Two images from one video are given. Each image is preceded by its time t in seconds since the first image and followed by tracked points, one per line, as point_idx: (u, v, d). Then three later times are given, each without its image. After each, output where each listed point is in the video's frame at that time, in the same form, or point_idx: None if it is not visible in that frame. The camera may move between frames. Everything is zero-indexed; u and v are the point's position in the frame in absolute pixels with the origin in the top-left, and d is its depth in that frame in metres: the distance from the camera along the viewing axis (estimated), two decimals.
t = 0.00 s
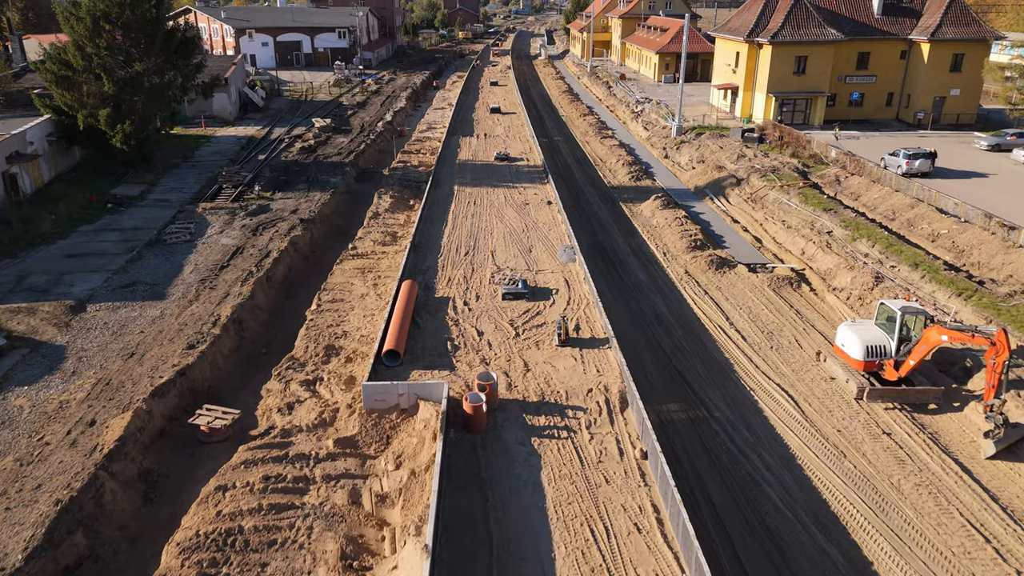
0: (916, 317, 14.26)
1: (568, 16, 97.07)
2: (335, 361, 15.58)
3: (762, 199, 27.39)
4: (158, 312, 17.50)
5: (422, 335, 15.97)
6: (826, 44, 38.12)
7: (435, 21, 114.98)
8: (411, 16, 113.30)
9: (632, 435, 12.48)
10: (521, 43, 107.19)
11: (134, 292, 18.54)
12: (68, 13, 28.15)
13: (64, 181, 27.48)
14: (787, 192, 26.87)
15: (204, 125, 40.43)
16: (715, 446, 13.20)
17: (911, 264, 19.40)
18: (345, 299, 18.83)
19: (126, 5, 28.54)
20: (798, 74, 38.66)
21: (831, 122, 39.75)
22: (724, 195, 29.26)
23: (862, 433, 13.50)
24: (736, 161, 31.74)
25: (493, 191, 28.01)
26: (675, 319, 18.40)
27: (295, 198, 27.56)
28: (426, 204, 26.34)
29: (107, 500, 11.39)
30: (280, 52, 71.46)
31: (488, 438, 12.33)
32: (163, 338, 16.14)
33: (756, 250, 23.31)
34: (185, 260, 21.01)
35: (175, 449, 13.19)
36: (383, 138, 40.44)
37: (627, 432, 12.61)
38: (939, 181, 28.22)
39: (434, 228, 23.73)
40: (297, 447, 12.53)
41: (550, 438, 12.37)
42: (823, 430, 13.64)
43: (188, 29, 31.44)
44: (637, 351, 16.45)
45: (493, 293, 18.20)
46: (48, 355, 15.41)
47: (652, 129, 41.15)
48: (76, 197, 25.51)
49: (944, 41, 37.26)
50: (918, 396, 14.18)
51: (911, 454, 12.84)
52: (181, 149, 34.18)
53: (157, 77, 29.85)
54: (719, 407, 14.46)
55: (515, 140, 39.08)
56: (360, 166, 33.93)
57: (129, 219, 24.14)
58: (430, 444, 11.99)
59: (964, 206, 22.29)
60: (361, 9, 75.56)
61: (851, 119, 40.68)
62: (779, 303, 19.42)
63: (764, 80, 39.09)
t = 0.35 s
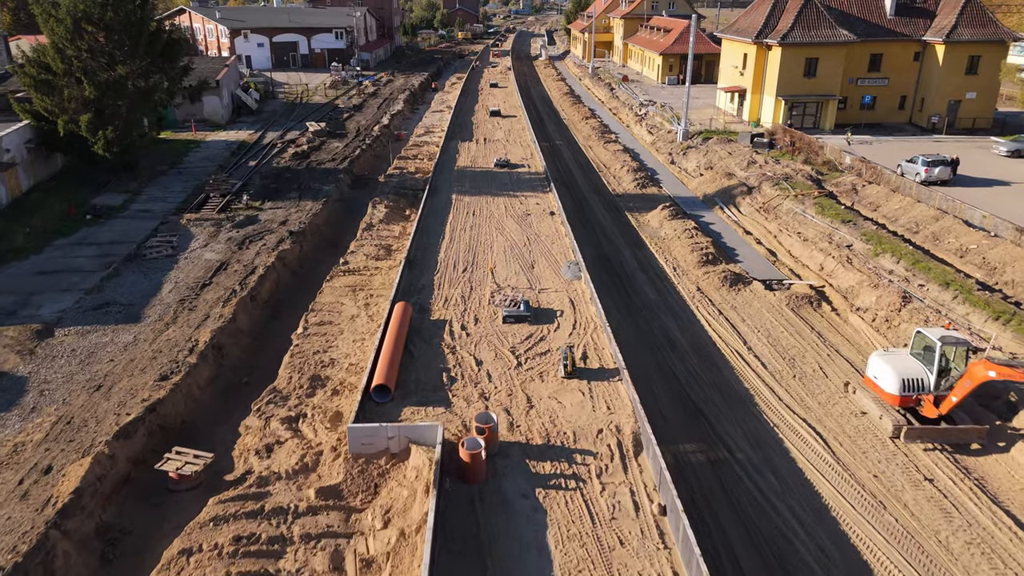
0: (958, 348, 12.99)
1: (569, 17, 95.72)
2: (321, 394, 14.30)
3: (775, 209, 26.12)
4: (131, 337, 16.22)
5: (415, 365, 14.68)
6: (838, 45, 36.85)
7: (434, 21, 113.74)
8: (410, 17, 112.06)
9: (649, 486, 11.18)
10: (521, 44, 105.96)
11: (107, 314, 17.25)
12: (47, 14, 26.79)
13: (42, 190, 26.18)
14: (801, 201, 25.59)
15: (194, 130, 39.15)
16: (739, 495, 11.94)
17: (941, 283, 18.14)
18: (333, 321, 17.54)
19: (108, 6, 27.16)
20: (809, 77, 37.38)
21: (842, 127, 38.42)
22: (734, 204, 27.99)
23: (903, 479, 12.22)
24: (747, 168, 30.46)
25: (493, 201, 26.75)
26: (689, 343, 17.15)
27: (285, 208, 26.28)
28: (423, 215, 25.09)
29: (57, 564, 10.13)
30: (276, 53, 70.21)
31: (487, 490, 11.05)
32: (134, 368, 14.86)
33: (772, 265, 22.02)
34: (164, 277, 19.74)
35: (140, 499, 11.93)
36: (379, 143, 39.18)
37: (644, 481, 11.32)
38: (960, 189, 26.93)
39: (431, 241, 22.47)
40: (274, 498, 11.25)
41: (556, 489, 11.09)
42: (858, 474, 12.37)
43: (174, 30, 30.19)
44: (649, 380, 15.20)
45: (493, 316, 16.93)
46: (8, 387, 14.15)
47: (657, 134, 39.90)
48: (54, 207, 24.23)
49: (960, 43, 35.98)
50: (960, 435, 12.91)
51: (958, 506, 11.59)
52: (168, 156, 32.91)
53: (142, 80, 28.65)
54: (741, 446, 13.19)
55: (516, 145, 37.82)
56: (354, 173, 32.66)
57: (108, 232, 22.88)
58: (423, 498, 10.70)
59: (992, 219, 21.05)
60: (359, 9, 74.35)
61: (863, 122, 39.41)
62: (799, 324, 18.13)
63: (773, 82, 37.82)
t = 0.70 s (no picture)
0: (1009, 386, 11.73)
1: (570, 17, 94.39)
2: (303, 434, 12.99)
3: (789, 220, 24.83)
4: (99, 366, 14.94)
5: (407, 400, 13.40)
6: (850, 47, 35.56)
7: (433, 22, 112.34)
8: (408, 17, 110.73)
9: (671, 550, 9.89)
10: (522, 44, 104.59)
11: (75, 340, 15.97)
12: (23, 15, 25.47)
13: (19, 200, 24.90)
14: (817, 212, 24.28)
15: (183, 134, 37.87)
16: (770, 556, 10.66)
17: (976, 305, 16.91)
18: (321, 347, 16.24)
19: (88, 6, 25.90)
20: (820, 80, 36.08)
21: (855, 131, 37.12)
22: (746, 214, 26.68)
23: (952, 537, 10.96)
24: (758, 176, 29.19)
25: (493, 211, 25.48)
26: (704, 370, 15.85)
27: (274, 219, 24.98)
28: (420, 226, 23.80)
29: None
30: (272, 54, 68.89)
31: (486, 555, 9.76)
32: (99, 404, 13.57)
33: (789, 281, 20.72)
34: (141, 296, 18.44)
35: (97, 559, 10.65)
36: (375, 148, 37.85)
37: (664, 543, 10.03)
38: (984, 199, 25.65)
39: (427, 256, 21.16)
40: (245, 563, 9.97)
41: (565, 553, 9.79)
42: (901, 530, 11.10)
43: (158, 31, 28.94)
44: (664, 414, 13.91)
45: (494, 341, 15.62)
46: None
47: (663, 138, 38.60)
48: (29, 219, 22.96)
49: (977, 44, 34.69)
50: (1013, 484, 11.66)
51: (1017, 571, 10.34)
52: (155, 162, 31.64)
53: (125, 83, 27.38)
54: (768, 495, 11.92)
55: (517, 150, 36.54)
56: (349, 180, 31.37)
57: (84, 246, 21.59)
58: (413, 567, 9.41)
59: None
60: (357, 9, 73.06)
61: (875, 126, 38.13)
62: (823, 349, 16.83)
63: (783, 85, 36.53)
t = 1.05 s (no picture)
0: None
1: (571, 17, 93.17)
2: (281, 483, 11.67)
3: (805, 232, 23.51)
4: (61, 402, 13.65)
5: (398, 444, 12.08)
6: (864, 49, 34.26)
7: (432, 22, 110.91)
8: (407, 18, 109.31)
9: None
10: (522, 45, 103.27)
11: (36, 372, 14.66)
12: None
13: None
14: (836, 224, 22.97)
15: (172, 138, 36.55)
16: None
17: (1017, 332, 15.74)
18: (305, 378, 14.91)
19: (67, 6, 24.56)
20: (832, 83, 34.78)
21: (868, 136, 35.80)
22: (758, 226, 25.37)
23: None
24: (770, 185, 27.89)
25: (493, 223, 24.17)
26: (723, 404, 14.53)
27: (262, 231, 23.67)
28: (416, 240, 22.52)
29: None
30: (268, 55, 67.55)
31: None
32: (56, 448, 12.28)
33: (810, 301, 19.40)
34: (113, 319, 17.13)
35: None
36: (371, 153, 36.53)
37: None
38: (1009, 210, 24.32)
39: (423, 272, 19.85)
40: None
41: None
42: None
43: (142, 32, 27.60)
44: (681, 458, 12.61)
45: (493, 373, 14.30)
46: None
47: (669, 143, 37.29)
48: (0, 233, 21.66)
49: (994, 46, 33.36)
50: None
51: None
52: (140, 169, 30.32)
53: (106, 88, 26.06)
54: (803, 557, 10.65)
55: (517, 155, 35.22)
56: (342, 188, 30.05)
57: (56, 262, 20.28)
58: None
59: None
60: (354, 9, 71.72)
61: (889, 131, 36.84)
62: (850, 378, 15.50)
63: (793, 88, 35.23)
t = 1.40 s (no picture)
0: None
1: (572, 18, 91.82)
2: (252, 545, 10.35)
3: (824, 247, 22.17)
4: (12, 447, 12.37)
5: (384, 500, 10.76)
6: (878, 50, 32.89)
7: (431, 22, 109.55)
8: (406, 18, 107.92)
9: None
10: (522, 45, 101.87)
11: None
12: None
13: None
14: (856, 237, 21.63)
15: (159, 144, 35.24)
16: None
17: None
18: (286, 415, 13.58)
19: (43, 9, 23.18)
20: (846, 86, 33.42)
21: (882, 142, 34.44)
22: (773, 238, 24.02)
23: None
24: (784, 195, 26.56)
25: (492, 236, 22.84)
26: (745, 445, 13.27)
27: (248, 245, 22.33)
28: (411, 255, 21.19)
29: None
30: (263, 55, 66.19)
31: None
32: (2, 504, 11.02)
33: (832, 324, 18.08)
34: (80, 347, 15.84)
35: None
36: (366, 159, 35.18)
37: None
38: None
39: (417, 292, 18.51)
40: None
41: None
42: None
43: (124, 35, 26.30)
44: (702, 514, 11.36)
45: (493, 413, 12.96)
46: None
47: (675, 149, 35.97)
48: None
49: (1014, 48, 31.99)
50: None
51: None
52: (123, 177, 29.02)
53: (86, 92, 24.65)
54: None
55: (518, 162, 33.90)
56: (335, 197, 28.73)
57: (24, 282, 18.98)
58: None
59: None
60: (351, 9, 70.39)
61: (903, 136, 35.51)
62: (884, 415, 14.17)
63: (805, 92, 33.87)
